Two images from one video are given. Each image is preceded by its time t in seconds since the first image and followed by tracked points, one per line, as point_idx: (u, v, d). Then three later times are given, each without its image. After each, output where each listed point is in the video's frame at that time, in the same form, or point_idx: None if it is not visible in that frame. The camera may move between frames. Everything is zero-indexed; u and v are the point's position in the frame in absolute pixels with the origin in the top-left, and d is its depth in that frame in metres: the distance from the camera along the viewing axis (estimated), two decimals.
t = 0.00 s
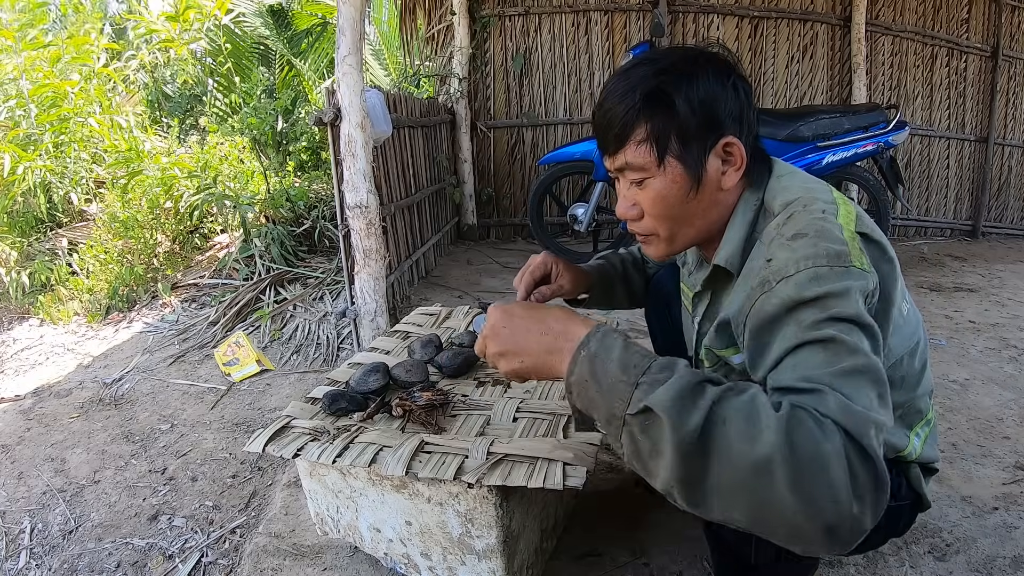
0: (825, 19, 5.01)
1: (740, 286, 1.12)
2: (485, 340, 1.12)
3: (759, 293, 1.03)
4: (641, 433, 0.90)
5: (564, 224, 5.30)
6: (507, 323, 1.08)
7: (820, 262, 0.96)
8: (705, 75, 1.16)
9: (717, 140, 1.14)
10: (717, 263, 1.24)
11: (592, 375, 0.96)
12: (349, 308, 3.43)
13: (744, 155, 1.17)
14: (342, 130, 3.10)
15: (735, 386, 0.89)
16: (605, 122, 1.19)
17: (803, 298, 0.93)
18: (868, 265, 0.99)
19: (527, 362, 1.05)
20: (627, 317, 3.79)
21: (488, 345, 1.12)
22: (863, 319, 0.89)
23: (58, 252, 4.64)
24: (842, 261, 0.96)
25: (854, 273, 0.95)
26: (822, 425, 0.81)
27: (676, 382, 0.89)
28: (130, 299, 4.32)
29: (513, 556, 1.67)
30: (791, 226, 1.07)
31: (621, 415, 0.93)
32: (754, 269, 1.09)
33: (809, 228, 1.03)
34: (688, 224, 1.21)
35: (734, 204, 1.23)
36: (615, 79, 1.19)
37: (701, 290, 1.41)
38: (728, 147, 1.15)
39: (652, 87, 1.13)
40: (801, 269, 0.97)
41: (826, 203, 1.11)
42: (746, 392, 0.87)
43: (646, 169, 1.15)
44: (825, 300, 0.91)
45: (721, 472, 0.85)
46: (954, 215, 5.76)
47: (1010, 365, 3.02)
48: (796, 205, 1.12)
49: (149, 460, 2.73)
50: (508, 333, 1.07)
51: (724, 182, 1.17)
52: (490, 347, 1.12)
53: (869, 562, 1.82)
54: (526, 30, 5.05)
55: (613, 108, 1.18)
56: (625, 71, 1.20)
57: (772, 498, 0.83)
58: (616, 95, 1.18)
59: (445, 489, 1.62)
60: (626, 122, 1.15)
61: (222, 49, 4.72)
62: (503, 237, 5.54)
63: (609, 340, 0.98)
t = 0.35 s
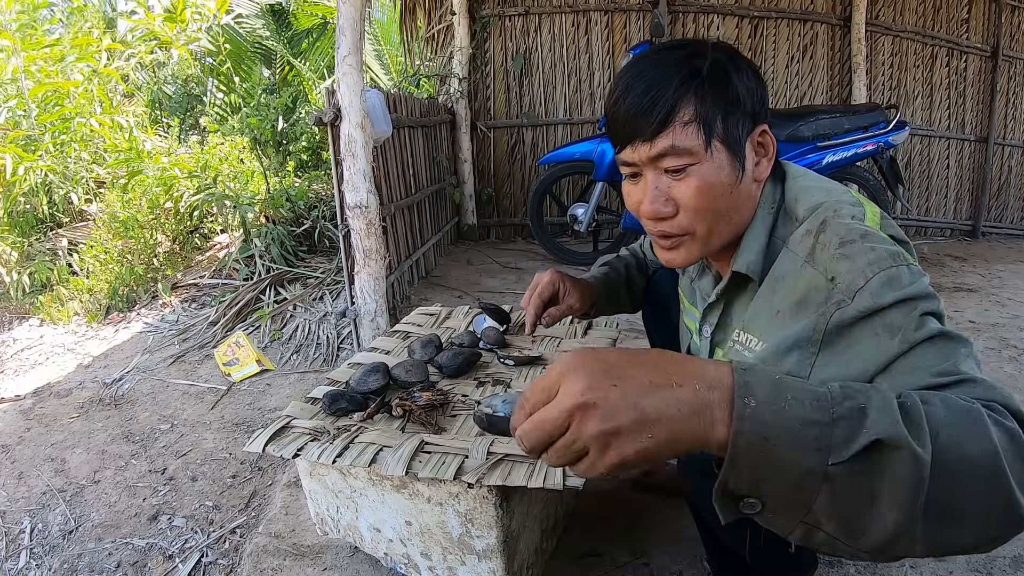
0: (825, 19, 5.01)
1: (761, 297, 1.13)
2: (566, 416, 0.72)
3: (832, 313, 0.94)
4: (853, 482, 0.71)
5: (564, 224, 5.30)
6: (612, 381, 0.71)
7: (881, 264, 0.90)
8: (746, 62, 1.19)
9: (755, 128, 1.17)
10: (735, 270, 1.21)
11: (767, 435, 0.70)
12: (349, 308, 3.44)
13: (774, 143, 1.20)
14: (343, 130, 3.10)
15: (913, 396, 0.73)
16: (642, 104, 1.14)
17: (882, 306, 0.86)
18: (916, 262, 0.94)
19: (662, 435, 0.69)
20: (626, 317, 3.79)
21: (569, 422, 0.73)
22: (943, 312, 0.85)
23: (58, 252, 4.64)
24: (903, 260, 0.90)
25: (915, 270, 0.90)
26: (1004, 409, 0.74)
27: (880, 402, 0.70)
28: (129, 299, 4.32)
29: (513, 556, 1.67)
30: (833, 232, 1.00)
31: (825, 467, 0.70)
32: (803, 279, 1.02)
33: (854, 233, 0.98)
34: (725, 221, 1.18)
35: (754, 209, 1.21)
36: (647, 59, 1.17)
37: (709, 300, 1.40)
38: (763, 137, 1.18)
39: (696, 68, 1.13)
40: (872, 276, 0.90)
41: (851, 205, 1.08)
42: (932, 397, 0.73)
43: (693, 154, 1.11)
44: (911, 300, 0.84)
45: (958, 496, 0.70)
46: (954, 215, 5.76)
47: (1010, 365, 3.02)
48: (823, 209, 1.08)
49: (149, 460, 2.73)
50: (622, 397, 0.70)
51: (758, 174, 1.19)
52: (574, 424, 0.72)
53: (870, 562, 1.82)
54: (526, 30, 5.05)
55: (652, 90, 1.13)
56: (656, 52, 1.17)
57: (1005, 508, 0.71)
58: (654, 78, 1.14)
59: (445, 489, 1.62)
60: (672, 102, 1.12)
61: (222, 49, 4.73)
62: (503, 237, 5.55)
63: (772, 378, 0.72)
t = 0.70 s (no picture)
0: (826, 19, 5.01)
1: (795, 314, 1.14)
2: (664, 352, 0.68)
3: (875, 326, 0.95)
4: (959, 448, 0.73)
5: (565, 225, 5.30)
6: (716, 317, 0.67)
7: (915, 275, 0.93)
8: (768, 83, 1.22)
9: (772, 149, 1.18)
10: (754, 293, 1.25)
11: (880, 391, 0.70)
12: (349, 308, 3.44)
13: (790, 167, 1.22)
14: (343, 130, 3.10)
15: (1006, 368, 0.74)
16: (662, 112, 1.12)
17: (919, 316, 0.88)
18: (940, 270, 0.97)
19: (769, 374, 0.67)
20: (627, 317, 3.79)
21: (667, 359, 0.69)
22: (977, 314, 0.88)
23: (58, 252, 4.64)
24: (934, 269, 0.93)
25: (948, 277, 0.93)
26: None
27: (986, 363, 0.72)
28: (129, 299, 4.32)
29: (513, 556, 1.67)
30: (858, 249, 1.04)
31: (936, 424, 0.72)
32: (834, 295, 1.06)
33: (881, 246, 1.01)
34: (741, 245, 1.12)
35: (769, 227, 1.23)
36: (669, 61, 1.18)
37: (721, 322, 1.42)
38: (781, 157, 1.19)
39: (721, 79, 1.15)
40: (909, 287, 0.92)
41: (872, 219, 1.11)
42: None
43: (718, 164, 1.09)
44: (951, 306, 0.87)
45: None
46: (954, 215, 5.76)
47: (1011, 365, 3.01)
48: (845, 224, 1.13)
49: (149, 460, 2.73)
50: (729, 335, 0.66)
51: (776, 195, 1.18)
52: (675, 361, 0.68)
53: (870, 562, 1.82)
54: (526, 30, 5.05)
55: (672, 100, 1.13)
56: (678, 58, 1.18)
57: None
58: (674, 88, 1.14)
59: (445, 489, 1.62)
60: (697, 108, 1.11)
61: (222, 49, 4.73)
62: (503, 237, 5.54)
63: (883, 330, 0.72)
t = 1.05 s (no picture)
0: (825, 19, 5.01)
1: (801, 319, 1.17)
2: (654, 299, 0.84)
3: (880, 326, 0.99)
4: (933, 411, 0.80)
5: (565, 225, 5.30)
6: (697, 272, 0.81)
7: (921, 277, 0.96)
8: (782, 96, 1.18)
9: (780, 168, 1.16)
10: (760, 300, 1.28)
11: (849, 347, 0.80)
12: (350, 308, 3.44)
13: (800, 184, 1.20)
14: (342, 130, 3.10)
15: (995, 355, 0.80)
16: (664, 130, 1.11)
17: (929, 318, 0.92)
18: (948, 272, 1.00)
19: (739, 323, 0.80)
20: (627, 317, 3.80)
21: (658, 305, 0.84)
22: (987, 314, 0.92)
23: (58, 252, 4.64)
24: (941, 271, 0.97)
25: (953, 280, 0.97)
26: None
27: (968, 338, 0.80)
28: (129, 299, 4.32)
29: (513, 556, 1.67)
30: (865, 250, 1.07)
31: (904, 385, 0.81)
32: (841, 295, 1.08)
33: (888, 248, 1.04)
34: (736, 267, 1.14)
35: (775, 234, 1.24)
36: (679, 70, 1.15)
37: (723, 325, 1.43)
38: (789, 175, 1.17)
39: (728, 96, 1.12)
40: (915, 290, 0.96)
41: (878, 222, 1.14)
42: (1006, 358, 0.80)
43: (718, 190, 1.08)
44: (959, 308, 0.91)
45: None
46: (954, 215, 5.76)
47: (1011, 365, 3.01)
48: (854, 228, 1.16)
49: (149, 460, 2.73)
50: (705, 286, 0.80)
51: (780, 214, 1.18)
52: (663, 307, 0.83)
53: (869, 562, 1.82)
54: (526, 30, 5.05)
55: (676, 119, 1.11)
56: (686, 70, 1.15)
57: None
58: (679, 105, 1.12)
59: (445, 489, 1.62)
60: (700, 128, 1.09)
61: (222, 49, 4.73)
62: (503, 237, 5.54)
63: (863, 295, 0.82)
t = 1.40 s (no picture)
0: (825, 19, 5.01)
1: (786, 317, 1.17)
2: (639, 267, 0.84)
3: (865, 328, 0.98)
4: (909, 397, 0.77)
5: (565, 224, 5.30)
6: (683, 242, 0.80)
7: (909, 278, 0.95)
8: (773, 97, 1.18)
9: (769, 169, 1.15)
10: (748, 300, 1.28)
11: (828, 328, 0.78)
12: (349, 308, 3.44)
13: (791, 185, 1.20)
14: (342, 130, 3.10)
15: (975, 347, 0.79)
16: (650, 128, 1.11)
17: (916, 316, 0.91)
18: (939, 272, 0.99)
19: (721, 297, 0.78)
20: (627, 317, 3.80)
21: (641, 273, 0.84)
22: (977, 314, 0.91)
23: (58, 252, 4.64)
24: (930, 272, 0.96)
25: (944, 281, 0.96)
26: None
27: (948, 329, 0.79)
28: (129, 299, 4.32)
29: (513, 556, 1.67)
30: (854, 250, 1.06)
31: (881, 370, 0.78)
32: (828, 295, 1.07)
33: (878, 248, 1.03)
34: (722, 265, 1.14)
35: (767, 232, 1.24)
36: (668, 70, 1.16)
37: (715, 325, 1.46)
38: (779, 175, 1.17)
39: (715, 94, 1.12)
40: (904, 290, 0.94)
41: (870, 222, 1.14)
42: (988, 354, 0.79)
43: (701, 188, 1.09)
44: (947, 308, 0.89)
45: (1003, 437, 0.77)
46: (954, 215, 5.76)
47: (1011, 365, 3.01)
48: (845, 228, 1.16)
49: (149, 460, 2.73)
50: (689, 256, 0.79)
51: (769, 215, 1.17)
52: (646, 275, 0.83)
53: (869, 562, 1.82)
54: (526, 30, 5.05)
55: (662, 116, 1.11)
56: (675, 69, 1.16)
57: None
58: (666, 103, 1.12)
59: (445, 489, 1.62)
60: (685, 126, 1.09)
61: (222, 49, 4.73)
62: (503, 238, 5.54)
63: (846, 280, 0.80)
